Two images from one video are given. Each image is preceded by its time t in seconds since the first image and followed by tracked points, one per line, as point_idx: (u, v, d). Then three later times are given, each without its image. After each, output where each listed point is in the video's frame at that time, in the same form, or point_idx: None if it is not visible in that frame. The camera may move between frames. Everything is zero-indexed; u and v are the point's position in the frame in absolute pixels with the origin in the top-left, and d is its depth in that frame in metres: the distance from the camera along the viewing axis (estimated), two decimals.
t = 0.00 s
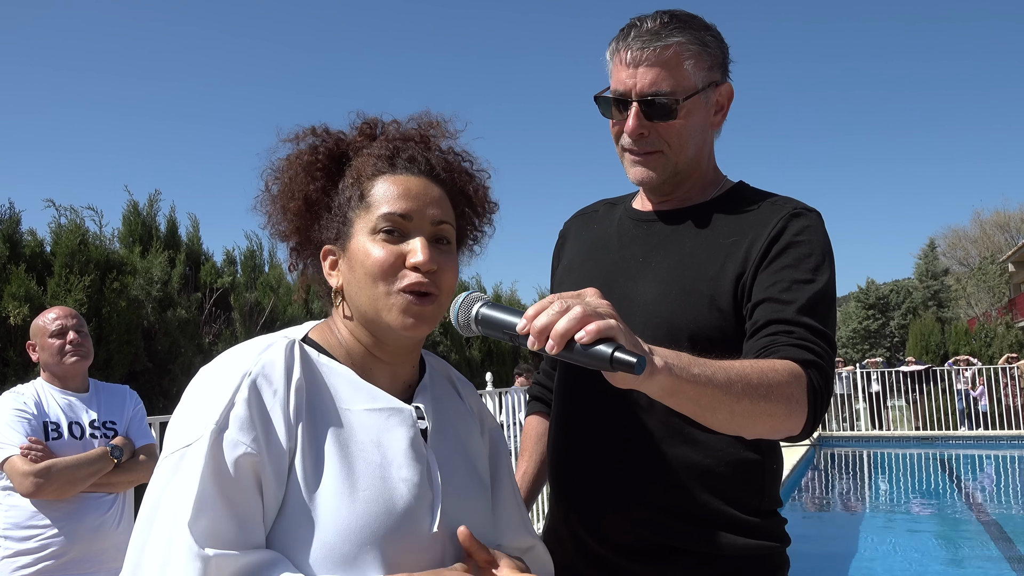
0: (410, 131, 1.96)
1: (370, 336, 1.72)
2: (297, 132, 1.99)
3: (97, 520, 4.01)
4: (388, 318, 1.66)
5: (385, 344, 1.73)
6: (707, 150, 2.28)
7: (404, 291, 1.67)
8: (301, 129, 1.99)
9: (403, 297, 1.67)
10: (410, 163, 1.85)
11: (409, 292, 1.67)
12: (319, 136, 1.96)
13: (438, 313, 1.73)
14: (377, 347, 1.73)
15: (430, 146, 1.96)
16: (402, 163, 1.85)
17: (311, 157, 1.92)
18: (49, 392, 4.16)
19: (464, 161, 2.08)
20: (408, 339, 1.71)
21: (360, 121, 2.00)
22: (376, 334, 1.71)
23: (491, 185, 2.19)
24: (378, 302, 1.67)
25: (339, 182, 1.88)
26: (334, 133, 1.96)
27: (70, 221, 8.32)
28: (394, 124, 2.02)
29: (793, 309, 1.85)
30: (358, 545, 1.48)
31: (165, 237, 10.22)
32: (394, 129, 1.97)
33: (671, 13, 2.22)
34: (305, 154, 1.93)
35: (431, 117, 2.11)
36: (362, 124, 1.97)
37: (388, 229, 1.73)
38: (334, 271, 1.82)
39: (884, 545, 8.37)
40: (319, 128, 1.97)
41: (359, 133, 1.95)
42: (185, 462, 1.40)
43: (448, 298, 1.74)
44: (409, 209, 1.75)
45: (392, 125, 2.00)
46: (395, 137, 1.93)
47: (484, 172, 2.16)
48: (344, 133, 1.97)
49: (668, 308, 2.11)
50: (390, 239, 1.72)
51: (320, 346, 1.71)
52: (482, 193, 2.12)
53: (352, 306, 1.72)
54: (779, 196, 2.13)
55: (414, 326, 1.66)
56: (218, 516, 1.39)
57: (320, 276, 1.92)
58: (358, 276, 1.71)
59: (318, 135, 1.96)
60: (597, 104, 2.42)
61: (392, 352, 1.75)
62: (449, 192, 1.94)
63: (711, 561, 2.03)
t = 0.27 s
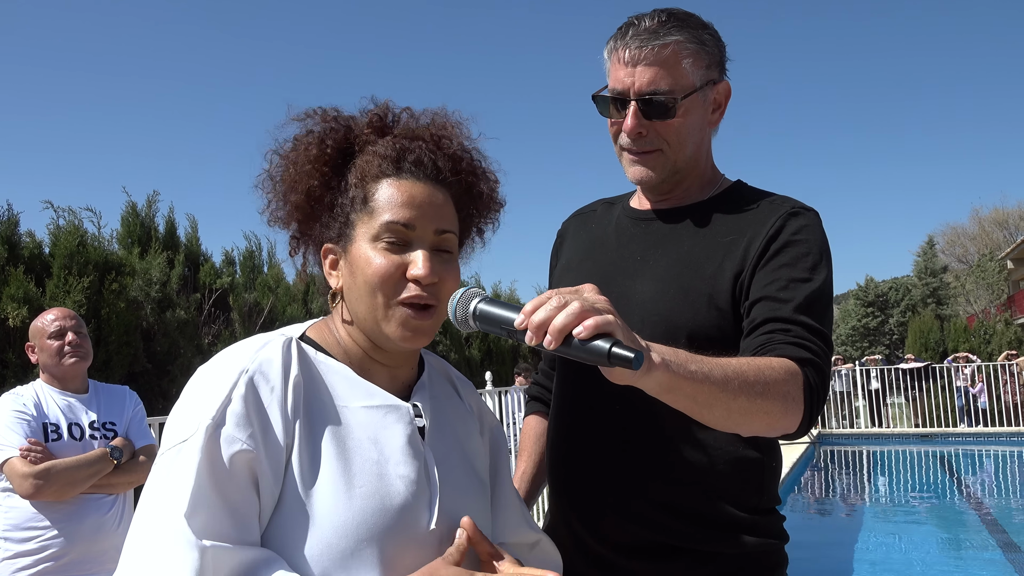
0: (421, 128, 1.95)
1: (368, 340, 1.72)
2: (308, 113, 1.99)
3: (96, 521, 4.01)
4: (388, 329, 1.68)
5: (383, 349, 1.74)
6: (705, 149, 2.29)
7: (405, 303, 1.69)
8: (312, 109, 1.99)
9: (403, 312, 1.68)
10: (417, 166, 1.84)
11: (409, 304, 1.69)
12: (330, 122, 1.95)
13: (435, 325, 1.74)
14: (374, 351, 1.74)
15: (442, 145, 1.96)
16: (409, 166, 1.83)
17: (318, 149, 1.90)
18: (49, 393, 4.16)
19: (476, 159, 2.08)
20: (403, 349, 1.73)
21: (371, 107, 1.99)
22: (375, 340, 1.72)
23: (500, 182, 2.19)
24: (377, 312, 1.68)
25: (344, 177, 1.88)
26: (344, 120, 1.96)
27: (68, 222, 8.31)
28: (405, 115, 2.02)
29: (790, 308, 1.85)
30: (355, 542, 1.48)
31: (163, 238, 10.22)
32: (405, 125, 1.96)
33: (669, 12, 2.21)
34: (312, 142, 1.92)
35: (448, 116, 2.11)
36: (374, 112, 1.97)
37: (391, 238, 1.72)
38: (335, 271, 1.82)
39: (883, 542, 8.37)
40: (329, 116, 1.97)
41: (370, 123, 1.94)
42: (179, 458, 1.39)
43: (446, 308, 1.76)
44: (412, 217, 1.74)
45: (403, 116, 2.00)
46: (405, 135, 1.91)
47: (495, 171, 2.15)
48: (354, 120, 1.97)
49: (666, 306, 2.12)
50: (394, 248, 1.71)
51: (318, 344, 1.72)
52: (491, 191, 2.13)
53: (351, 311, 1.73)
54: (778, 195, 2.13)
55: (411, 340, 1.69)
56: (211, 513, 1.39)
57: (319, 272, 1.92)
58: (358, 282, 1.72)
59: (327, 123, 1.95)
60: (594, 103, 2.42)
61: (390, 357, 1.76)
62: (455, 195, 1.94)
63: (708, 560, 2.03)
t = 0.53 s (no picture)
0: (414, 125, 1.95)
1: (371, 338, 1.71)
2: (299, 117, 1.98)
3: (97, 520, 4.01)
4: (390, 325, 1.67)
5: (386, 346, 1.73)
6: (707, 149, 2.28)
7: (409, 301, 1.68)
8: (303, 113, 1.98)
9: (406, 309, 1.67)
10: (416, 164, 1.85)
11: (413, 302, 1.68)
12: (322, 123, 1.94)
13: (439, 322, 1.74)
14: (377, 349, 1.73)
15: (435, 142, 1.96)
16: (408, 164, 1.83)
17: (314, 150, 1.90)
18: (48, 393, 4.15)
19: (468, 156, 2.08)
20: (407, 345, 1.72)
21: (363, 108, 1.99)
22: (377, 338, 1.71)
23: (494, 181, 2.18)
24: (381, 311, 1.67)
25: (341, 177, 1.87)
26: (337, 120, 1.95)
27: (68, 222, 8.30)
28: (397, 115, 2.01)
29: (791, 307, 1.85)
30: (358, 544, 1.48)
31: (163, 238, 10.21)
32: (398, 124, 1.96)
33: (672, 11, 2.21)
34: (307, 144, 1.92)
35: (439, 112, 2.11)
36: (364, 113, 1.96)
37: (393, 235, 1.72)
38: (335, 270, 1.81)
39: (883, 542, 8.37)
40: (322, 116, 1.96)
41: (362, 122, 1.94)
42: (181, 462, 1.39)
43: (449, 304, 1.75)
44: (414, 215, 1.74)
45: (394, 115, 2.00)
46: (400, 133, 1.91)
47: (488, 168, 2.15)
48: (346, 121, 1.96)
49: (665, 306, 2.11)
50: (396, 246, 1.71)
51: (320, 345, 1.71)
52: (485, 189, 2.12)
53: (353, 310, 1.72)
54: (778, 196, 2.13)
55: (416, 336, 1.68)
56: (214, 516, 1.39)
57: (318, 272, 1.91)
58: (360, 280, 1.71)
59: (320, 124, 1.95)
60: (596, 102, 2.41)
61: (392, 353, 1.75)
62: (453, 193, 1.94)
63: (709, 558, 2.03)
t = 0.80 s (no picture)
0: (409, 127, 1.95)
1: (370, 340, 1.71)
2: (294, 122, 1.97)
3: (96, 521, 4.00)
4: (393, 328, 1.66)
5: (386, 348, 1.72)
6: (708, 150, 2.28)
7: (410, 301, 1.68)
8: (298, 117, 1.97)
9: (409, 310, 1.67)
10: (414, 165, 1.85)
11: (414, 302, 1.68)
12: (316, 126, 1.94)
13: (440, 324, 1.74)
14: (377, 351, 1.73)
15: (429, 143, 1.96)
16: (405, 165, 1.83)
17: (310, 152, 1.89)
18: (46, 394, 4.14)
19: (462, 156, 2.07)
20: (407, 348, 1.72)
21: (356, 111, 1.98)
22: (378, 340, 1.70)
23: (488, 182, 2.18)
24: (381, 312, 1.66)
25: (338, 179, 1.87)
26: (331, 124, 1.95)
27: (66, 222, 8.29)
28: (391, 115, 2.01)
29: (790, 309, 1.84)
30: (358, 546, 1.47)
31: (162, 238, 10.20)
32: (393, 126, 1.95)
33: (675, 13, 2.21)
34: (302, 147, 1.91)
35: (431, 112, 2.10)
36: (358, 115, 1.96)
37: (393, 236, 1.72)
38: (335, 273, 1.81)
39: (881, 543, 8.37)
40: (316, 120, 1.95)
41: (356, 124, 1.93)
42: (181, 464, 1.39)
43: (450, 305, 1.75)
44: (414, 216, 1.74)
45: (388, 117, 1.99)
46: (395, 135, 1.91)
47: (481, 169, 2.14)
48: (340, 124, 1.95)
49: (665, 309, 2.11)
50: (396, 247, 1.71)
51: (319, 347, 1.71)
52: (479, 189, 2.11)
53: (353, 312, 1.71)
54: (777, 197, 2.12)
55: (419, 337, 1.67)
56: (214, 519, 1.39)
57: (315, 275, 1.90)
58: (360, 282, 1.70)
59: (314, 127, 1.94)
60: (597, 102, 2.41)
61: (391, 355, 1.74)
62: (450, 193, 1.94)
63: (707, 560, 2.03)
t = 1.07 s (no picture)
0: (393, 130, 1.96)
1: (369, 340, 1.71)
2: (278, 132, 1.96)
3: (96, 523, 4.00)
4: (393, 328, 1.67)
5: (384, 348, 1.72)
6: (708, 153, 2.28)
7: (409, 300, 1.68)
8: (281, 127, 1.96)
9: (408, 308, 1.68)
10: (403, 167, 1.85)
11: (412, 301, 1.68)
12: (300, 134, 1.93)
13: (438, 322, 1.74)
14: (375, 351, 1.73)
15: (414, 145, 1.96)
16: (395, 167, 1.84)
17: (298, 160, 1.89)
18: (44, 396, 4.13)
19: (446, 158, 2.07)
20: (406, 347, 1.72)
21: (338, 117, 1.98)
22: (377, 339, 1.71)
23: (473, 181, 2.18)
24: (380, 312, 1.67)
25: (327, 185, 1.86)
26: (315, 131, 1.94)
27: (64, 223, 8.29)
28: (373, 120, 2.01)
29: (788, 310, 1.85)
30: (358, 542, 1.47)
31: (160, 239, 10.20)
32: (377, 130, 1.96)
33: (679, 15, 2.22)
34: (290, 155, 1.90)
35: (412, 115, 2.10)
36: (342, 121, 1.96)
37: (388, 237, 1.72)
38: (330, 278, 1.80)
39: (879, 545, 8.38)
40: (300, 128, 1.94)
41: (340, 130, 1.94)
42: (177, 462, 1.39)
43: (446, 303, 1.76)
44: (407, 216, 1.74)
45: (371, 121, 1.99)
46: (381, 139, 1.92)
47: (465, 168, 2.14)
48: (324, 131, 1.95)
49: (664, 312, 2.11)
50: (391, 248, 1.71)
51: (318, 346, 1.72)
52: (463, 189, 2.11)
53: (352, 313, 1.71)
54: (774, 198, 2.13)
55: (420, 335, 1.68)
56: (211, 516, 1.39)
57: (306, 282, 1.89)
58: (357, 283, 1.70)
59: (299, 135, 1.93)
60: (599, 101, 2.41)
61: (390, 355, 1.75)
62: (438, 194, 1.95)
63: (707, 562, 2.02)
